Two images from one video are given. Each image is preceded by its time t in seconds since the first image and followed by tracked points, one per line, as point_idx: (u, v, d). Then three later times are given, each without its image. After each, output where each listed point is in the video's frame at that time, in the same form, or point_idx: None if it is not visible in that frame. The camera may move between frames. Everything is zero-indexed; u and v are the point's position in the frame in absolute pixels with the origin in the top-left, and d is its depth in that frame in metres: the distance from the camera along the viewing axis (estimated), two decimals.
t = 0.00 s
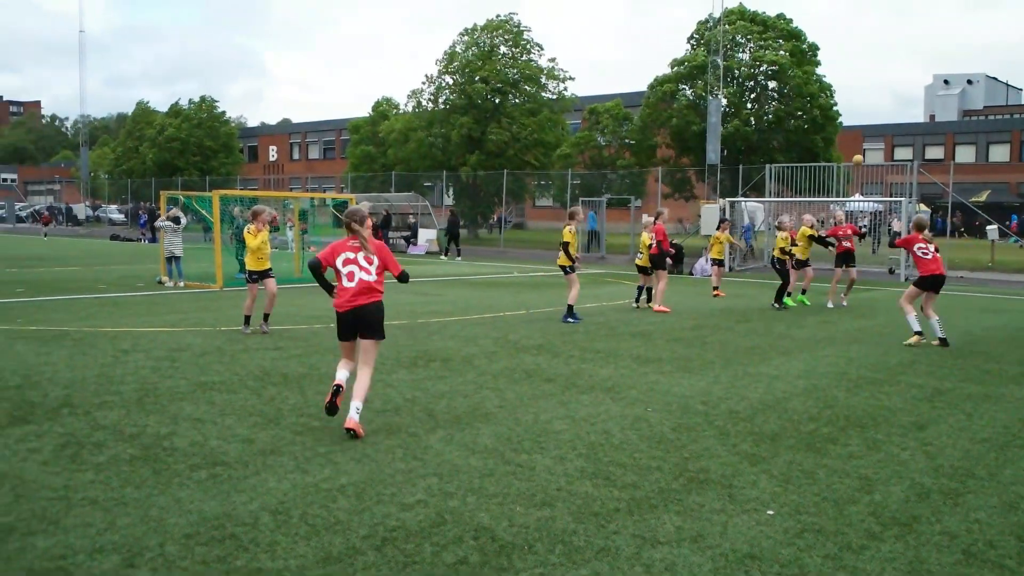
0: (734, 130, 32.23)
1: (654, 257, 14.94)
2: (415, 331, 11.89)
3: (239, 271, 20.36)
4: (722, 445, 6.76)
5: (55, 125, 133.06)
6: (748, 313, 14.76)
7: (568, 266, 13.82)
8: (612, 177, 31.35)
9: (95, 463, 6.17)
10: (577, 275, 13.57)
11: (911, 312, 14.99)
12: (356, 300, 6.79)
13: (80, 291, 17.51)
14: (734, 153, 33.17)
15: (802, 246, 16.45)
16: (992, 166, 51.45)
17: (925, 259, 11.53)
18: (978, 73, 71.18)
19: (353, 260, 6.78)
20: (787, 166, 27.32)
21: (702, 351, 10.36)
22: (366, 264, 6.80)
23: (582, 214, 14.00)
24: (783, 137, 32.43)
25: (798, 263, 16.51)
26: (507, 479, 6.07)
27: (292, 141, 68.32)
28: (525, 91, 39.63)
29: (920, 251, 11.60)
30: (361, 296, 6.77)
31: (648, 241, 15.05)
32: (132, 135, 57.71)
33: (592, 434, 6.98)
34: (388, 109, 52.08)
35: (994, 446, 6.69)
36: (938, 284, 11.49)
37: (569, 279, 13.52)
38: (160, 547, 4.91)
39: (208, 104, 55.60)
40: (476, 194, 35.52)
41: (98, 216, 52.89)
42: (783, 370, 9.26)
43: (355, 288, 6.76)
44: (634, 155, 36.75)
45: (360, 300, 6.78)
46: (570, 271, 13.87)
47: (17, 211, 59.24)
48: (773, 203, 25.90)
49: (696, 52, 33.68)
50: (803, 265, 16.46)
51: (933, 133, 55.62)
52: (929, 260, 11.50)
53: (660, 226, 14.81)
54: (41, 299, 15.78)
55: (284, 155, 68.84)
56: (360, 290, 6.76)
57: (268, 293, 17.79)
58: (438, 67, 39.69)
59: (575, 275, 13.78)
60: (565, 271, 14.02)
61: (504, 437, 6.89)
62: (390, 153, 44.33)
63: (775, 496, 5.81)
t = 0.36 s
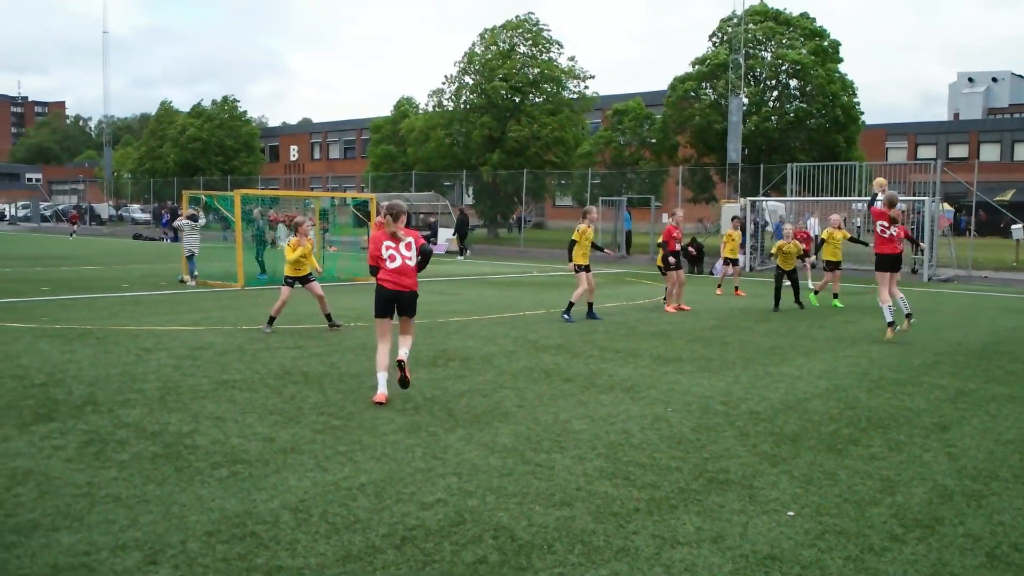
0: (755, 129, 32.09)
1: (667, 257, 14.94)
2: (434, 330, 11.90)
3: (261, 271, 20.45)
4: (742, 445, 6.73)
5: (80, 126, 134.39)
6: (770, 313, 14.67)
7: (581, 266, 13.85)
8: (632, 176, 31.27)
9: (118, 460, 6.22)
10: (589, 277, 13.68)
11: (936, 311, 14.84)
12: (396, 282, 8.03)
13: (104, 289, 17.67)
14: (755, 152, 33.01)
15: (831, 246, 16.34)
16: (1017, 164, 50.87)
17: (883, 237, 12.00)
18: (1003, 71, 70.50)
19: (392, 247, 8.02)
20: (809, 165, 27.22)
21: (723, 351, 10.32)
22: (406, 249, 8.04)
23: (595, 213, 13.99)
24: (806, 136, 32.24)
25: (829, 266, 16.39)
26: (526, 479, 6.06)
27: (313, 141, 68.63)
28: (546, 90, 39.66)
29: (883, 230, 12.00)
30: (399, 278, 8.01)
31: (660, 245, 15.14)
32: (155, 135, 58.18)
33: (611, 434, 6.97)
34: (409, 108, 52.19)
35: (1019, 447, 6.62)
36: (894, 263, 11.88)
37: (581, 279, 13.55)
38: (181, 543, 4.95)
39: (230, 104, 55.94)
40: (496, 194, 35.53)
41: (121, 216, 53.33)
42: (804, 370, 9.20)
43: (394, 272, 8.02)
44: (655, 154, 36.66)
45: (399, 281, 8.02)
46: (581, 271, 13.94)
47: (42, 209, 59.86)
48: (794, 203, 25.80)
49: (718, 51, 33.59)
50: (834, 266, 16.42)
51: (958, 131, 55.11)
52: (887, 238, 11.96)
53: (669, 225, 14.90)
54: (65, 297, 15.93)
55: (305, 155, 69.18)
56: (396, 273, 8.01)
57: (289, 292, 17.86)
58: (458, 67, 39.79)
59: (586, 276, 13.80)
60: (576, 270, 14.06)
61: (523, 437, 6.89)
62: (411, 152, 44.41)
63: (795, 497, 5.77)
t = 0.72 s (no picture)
0: (765, 129, 32.08)
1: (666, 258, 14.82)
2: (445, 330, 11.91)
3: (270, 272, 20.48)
4: (753, 446, 6.71)
5: (92, 126, 134.86)
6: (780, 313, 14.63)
7: (575, 262, 13.69)
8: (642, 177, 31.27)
9: (129, 459, 6.25)
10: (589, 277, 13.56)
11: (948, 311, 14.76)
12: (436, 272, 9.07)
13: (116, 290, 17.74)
14: (765, 152, 32.98)
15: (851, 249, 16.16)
16: None
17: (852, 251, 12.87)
18: (1017, 71, 70.17)
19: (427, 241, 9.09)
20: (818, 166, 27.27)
21: (734, 352, 10.31)
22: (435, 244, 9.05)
23: (597, 213, 13.99)
24: (817, 136, 32.25)
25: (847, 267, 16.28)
26: (536, 480, 6.06)
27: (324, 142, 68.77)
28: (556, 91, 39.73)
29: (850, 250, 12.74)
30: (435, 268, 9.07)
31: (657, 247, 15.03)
32: (166, 135, 58.43)
33: (621, 435, 6.96)
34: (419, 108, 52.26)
35: None
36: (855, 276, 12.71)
37: (577, 277, 13.49)
38: (192, 543, 4.96)
39: (241, 105, 56.11)
40: (506, 194, 35.57)
41: (132, 216, 53.55)
42: (815, 371, 9.18)
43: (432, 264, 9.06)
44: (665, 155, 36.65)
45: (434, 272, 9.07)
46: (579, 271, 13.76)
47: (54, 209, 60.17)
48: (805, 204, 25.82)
49: (728, 51, 33.56)
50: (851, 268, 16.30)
51: (970, 131, 54.90)
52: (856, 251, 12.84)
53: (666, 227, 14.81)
54: (77, 297, 16.00)
55: (315, 155, 69.34)
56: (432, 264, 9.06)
57: (300, 292, 17.89)
58: (467, 68, 39.91)
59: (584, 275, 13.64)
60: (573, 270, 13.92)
61: (533, 438, 6.89)
62: (422, 152, 44.49)
63: (805, 498, 5.76)
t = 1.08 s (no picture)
0: (779, 129, 32.01)
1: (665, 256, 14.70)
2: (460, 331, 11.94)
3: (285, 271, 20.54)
4: (767, 447, 6.70)
5: (106, 126, 135.51)
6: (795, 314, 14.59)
7: (584, 264, 13.68)
8: (656, 177, 31.22)
9: (145, 458, 6.28)
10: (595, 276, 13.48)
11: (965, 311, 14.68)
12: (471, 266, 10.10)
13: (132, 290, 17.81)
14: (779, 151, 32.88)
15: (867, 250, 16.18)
16: None
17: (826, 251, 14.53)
18: None
19: (463, 235, 10.05)
20: (832, 166, 27.20)
21: (749, 352, 10.28)
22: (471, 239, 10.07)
23: (607, 214, 13.98)
24: (832, 136, 32.16)
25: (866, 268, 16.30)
26: (549, 479, 6.06)
27: (338, 142, 68.98)
28: (570, 91, 39.77)
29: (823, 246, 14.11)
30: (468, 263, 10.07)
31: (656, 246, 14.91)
32: (181, 136, 58.74)
33: (634, 435, 6.95)
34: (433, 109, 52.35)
35: None
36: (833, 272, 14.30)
37: (585, 278, 13.44)
38: (206, 542, 4.97)
39: (255, 105, 56.30)
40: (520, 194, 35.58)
41: (148, 216, 53.82)
42: (830, 371, 9.15)
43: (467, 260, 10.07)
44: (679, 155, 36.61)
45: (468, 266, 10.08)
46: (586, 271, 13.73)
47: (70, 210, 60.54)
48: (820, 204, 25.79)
49: (742, 51, 33.52)
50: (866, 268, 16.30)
51: (986, 131, 54.62)
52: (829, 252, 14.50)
53: (667, 226, 14.70)
54: (93, 297, 16.07)
55: (329, 156, 69.55)
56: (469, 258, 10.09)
57: (315, 293, 17.95)
58: (480, 68, 39.97)
59: (591, 275, 13.61)
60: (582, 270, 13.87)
61: (547, 437, 6.89)
62: (436, 152, 44.54)
63: (820, 499, 5.73)
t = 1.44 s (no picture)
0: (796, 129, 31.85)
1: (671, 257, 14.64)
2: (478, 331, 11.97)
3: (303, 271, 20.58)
4: (785, 449, 6.66)
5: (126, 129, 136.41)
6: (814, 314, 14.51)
7: (602, 263, 13.62)
8: (674, 178, 31.13)
9: (165, 458, 6.32)
10: (606, 277, 13.46)
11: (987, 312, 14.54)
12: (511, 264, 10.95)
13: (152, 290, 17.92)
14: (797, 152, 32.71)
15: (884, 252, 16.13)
16: None
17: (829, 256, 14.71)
18: None
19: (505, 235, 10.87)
20: (851, 166, 27.04)
21: (768, 354, 10.23)
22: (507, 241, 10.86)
23: (617, 215, 14.01)
24: (851, 136, 31.94)
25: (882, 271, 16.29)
26: (566, 481, 6.06)
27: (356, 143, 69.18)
28: (587, 92, 39.73)
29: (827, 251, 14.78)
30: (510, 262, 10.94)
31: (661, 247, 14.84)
32: (200, 137, 59.13)
33: (652, 437, 6.94)
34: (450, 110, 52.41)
35: None
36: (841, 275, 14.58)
37: (597, 280, 13.42)
38: (225, 541, 5.00)
39: (273, 107, 56.56)
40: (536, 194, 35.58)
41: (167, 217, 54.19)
42: (849, 373, 9.10)
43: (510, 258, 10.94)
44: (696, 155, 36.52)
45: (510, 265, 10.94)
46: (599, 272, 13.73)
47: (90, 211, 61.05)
48: (839, 204, 25.67)
49: (760, 51, 33.41)
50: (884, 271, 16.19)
51: (1008, 131, 54.16)
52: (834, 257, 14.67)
53: (675, 227, 14.66)
54: (113, 298, 16.21)
55: (347, 157, 69.77)
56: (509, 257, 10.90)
57: (333, 293, 18.00)
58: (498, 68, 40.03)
59: (603, 276, 13.60)
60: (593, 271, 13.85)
61: (565, 439, 6.89)
62: (453, 153, 44.62)
63: (839, 502, 5.71)
